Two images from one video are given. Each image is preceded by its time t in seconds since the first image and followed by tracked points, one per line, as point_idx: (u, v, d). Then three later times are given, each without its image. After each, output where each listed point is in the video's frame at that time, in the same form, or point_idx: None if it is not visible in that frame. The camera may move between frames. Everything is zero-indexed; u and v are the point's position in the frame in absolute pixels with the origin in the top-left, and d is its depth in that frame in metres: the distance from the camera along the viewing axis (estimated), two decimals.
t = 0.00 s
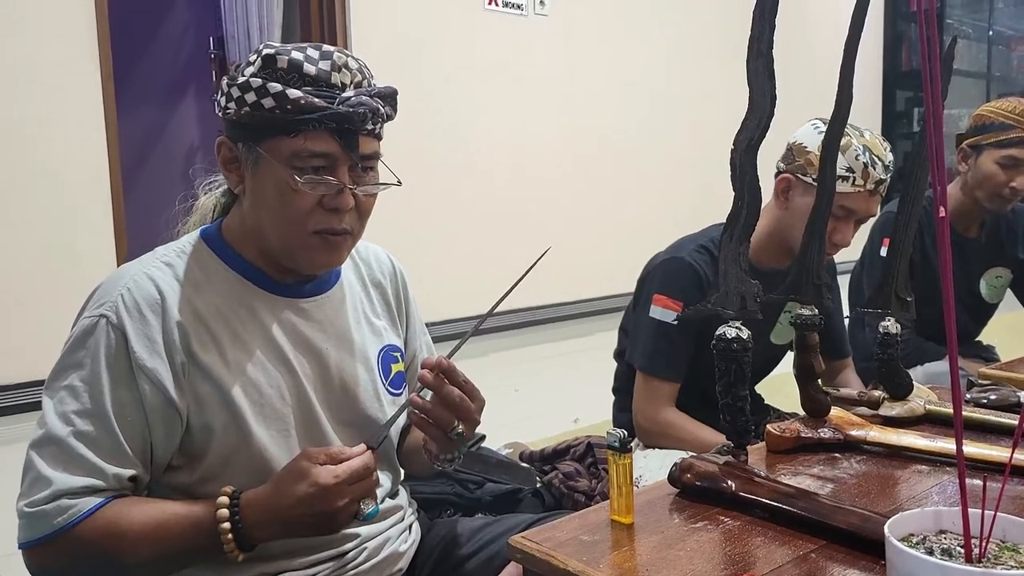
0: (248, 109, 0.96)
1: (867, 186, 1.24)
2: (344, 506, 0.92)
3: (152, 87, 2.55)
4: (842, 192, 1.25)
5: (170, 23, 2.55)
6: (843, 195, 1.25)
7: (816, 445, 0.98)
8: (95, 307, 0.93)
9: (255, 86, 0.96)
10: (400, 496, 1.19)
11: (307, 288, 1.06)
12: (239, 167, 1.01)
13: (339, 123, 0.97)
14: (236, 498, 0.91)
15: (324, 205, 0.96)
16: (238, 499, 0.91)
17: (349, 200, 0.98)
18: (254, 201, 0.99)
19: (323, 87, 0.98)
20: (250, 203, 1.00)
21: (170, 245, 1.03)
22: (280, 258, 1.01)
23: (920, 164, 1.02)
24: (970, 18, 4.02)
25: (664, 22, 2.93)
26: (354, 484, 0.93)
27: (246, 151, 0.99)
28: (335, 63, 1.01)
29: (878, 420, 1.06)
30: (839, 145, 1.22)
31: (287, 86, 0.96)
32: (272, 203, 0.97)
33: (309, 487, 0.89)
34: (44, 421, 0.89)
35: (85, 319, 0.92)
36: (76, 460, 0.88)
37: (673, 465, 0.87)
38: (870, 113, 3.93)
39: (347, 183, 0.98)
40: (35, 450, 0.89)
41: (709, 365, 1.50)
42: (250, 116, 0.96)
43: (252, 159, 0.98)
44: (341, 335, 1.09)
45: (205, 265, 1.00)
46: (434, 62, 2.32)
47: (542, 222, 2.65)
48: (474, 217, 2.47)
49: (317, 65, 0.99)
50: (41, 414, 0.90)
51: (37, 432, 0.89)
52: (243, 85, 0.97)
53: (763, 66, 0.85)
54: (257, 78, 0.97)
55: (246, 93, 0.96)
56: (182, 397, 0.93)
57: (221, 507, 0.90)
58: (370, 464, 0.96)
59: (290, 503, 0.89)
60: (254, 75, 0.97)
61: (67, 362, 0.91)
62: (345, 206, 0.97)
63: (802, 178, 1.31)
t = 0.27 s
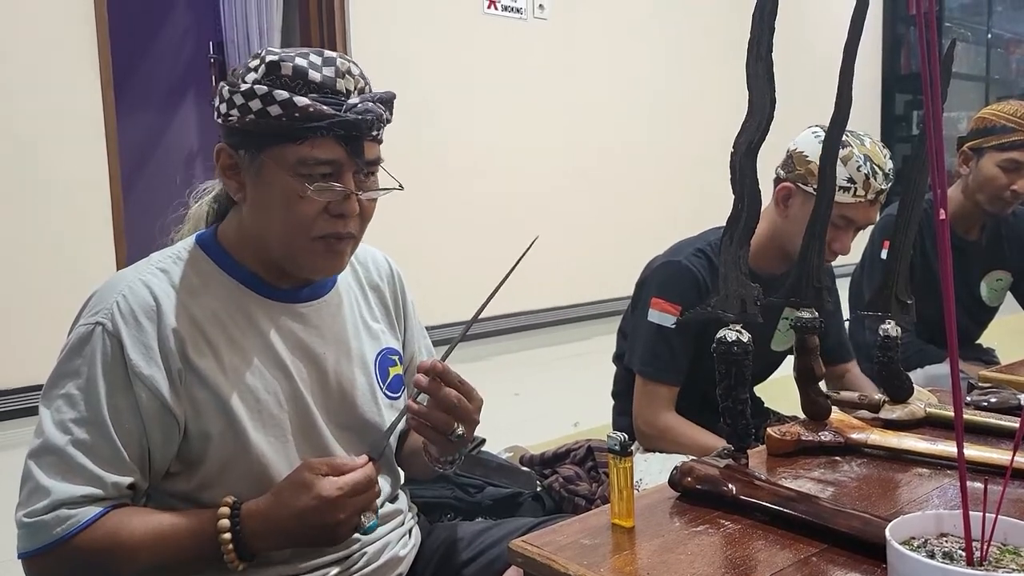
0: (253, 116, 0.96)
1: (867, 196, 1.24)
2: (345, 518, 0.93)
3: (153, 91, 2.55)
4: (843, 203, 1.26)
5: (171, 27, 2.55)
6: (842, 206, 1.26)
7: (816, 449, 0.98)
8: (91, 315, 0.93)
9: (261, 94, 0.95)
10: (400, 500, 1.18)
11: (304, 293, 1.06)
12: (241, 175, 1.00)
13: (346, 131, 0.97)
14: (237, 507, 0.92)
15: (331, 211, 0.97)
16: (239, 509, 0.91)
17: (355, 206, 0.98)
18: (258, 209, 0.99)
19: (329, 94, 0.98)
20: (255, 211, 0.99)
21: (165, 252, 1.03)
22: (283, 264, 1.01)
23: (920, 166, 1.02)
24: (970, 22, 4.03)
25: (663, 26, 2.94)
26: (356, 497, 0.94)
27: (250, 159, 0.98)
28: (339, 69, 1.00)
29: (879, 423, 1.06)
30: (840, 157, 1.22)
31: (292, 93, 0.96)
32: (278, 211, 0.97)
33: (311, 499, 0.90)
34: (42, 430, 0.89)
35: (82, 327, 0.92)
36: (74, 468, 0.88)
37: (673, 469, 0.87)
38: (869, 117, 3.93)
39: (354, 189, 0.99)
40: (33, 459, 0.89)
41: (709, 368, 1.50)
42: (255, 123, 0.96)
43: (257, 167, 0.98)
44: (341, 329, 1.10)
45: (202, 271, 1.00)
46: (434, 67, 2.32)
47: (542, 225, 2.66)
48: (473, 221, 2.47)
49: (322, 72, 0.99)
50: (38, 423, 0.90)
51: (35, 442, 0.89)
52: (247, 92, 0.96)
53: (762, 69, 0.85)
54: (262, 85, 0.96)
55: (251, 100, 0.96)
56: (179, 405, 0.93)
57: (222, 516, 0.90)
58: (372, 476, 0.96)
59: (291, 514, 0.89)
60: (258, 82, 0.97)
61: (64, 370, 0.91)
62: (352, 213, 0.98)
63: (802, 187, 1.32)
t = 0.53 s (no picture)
0: (265, 121, 0.95)
1: (867, 200, 1.24)
2: (347, 536, 0.93)
3: (153, 94, 2.55)
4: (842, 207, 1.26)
5: (170, 30, 2.55)
6: (842, 209, 1.26)
7: (817, 450, 0.98)
8: (86, 321, 0.93)
9: (271, 98, 0.94)
10: (400, 502, 1.18)
11: (305, 295, 1.06)
12: (247, 181, 0.99)
13: (358, 131, 0.97)
14: (241, 523, 0.92)
15: (343, 211, 0.97)
16: (243, 526, 0.91)
17: (365, 205, 0.99)
18: (267, 213, 0.98)
19: (337, 96, 0.98)
20: (263, 215, 0.98)
21: (160, 255, 1.02)
22: (291, 268, 1.01)
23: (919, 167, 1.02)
24: (969, 23, 4.03)
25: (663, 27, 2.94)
26: (359, 514, 0.94)
27: (258, 165, 0.97)
28: (341, 70, 1.00)
29: (879, 425, 1.06)
30: (839, 161, 1.23)
31: (302, 96, 0.95)
32: (290, 214, 0.96)
33: (314, 518, 0.90)
34: (39, 438, 0.89)
35: (77, 333, 0.92)
36: (72, 476, 0.88)
37: (673, 471, 0.87)
38: (869, 118, 3.93)
39: (363, 188, 0.99)
40: (30, 468, 0.89)
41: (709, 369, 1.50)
42: (267, 129, 0.95)
43: (265, 171, 0.96)
44: (342, 327, 1.10)
45: (194, 272, 0.99)
46: (433, 69, 2.32)
47: (542, 228, 2.66)
48: (473, 223, 2.47)
49: (327, 74, 0.99)
50: (35, 431, 0.90)
51: (33, 450, 0.89)
52: (256, 97, 0.95)
53: (762, 71, 0.85)
54: (270, 89, 0.95)
55: (261, 105, 0.94)
56: (176, 410, 0.93)
57: (225, 533, 0.90)
58: (375, 493, 0.97)
59: (294, 533, 0.90)
60: (265, 87, 0.96)
61: (60, 377, 0.91)
62: (361, 211, 0.99)
63: (802, 190, 1.32)
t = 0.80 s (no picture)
0: (263, 123, 0.94)
1: (868, 203, 1.24)
2: (350, 545, 0.94)
3: (153, 96, 2.56)
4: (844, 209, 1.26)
5: (171, 33, 2.56)
6: (843, 212, 1.26)
7: (818, 453, 0.98)
8: (83, 324, 0.92)
9: (269, 99, 0.93)
10: (401, 504, 1.18)
11: (306, 294, 1.06)
12: (247, 183, 0.98)
13: (356, 130, 0.98)
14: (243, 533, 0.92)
15: (343, 211, 0.98)
16: (246, 536, 0.91)
17: (365, 204, 1.00)
18: (266, 215, 0.98)
19: (334, 95, 0.97)
20: (262, 216, 0.98)
21: (157, 258, 1.02)
22: (291, 269, 1.01)
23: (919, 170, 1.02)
24: (969, 25, 4.03)
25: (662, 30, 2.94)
26: (362, 522, 0.95)
27: (256, 166, 0.97)
28: (337, 69, 1.00)
29: (880, 427, 1.06)
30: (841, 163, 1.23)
31: (300, 97, 0.95)
32: (289, 215, 0.97)
33: (317, 526, 0.91)
34: (38, 443, 0.89)
35: (73, 337, 0.92)
36: (72, 481, 0.88)
37: (674, 473, 0.87)
38: (869, 120, 3.93)
39: (362, 186, 1.00)
40: (30, 474, 0.88)
41: (710, 372, 1.50)
42: (265, 130, 0.94)
43: (264, 173, 0.96)
44: (341, 328, 1.10)
45: (190, 275, 0.99)
46: (433, 73, 2.33)
47: (542, 230, 2.66)
48: (473, 226, 2.47)
49: (323, 73, 0.98)
50: (33, 436, 0.89)
51: (31, 456, 0.89)
52: (253, 99, 0.94)
53: (762, 74, 0.85)
54: (267, 90, 0.95)
55: (258, 106, 0.94)
56: (175, 413, 0.93)
57: (228, 543, 0.90)
58: (377, 500, 0.97)
59: (297, 541, 0.91)
60: (261, 88, 0.95)
61: (58, 382, 0.90)
62: (360, 210, 0.99)
63: (803, 192, 1.32)
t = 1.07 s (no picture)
0: (260, 123, 0.93)
1: (867, 204, 1.24)
2: (343, 552, 0.92)
3: (152, 100, 2.56)
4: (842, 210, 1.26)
5: (169, 38, 2.56)
6: (843, 212, 1.25)
7: (820, 454, 0.97)
8: (76, 333, 0.92)
9: (266, 100, 0.93)
10: (402, 507, 1.18)
11: (304, 293, 1.05)
12: (245, 185, 0.97)
13: (353, 126, 0.98)
14: (236, 542, 0.91)
15: (342, 209, 0.98)
16: (237, 546, 0.90)
17: (363, 199, 1.00)
18: (265, 217, 0.97)
19: (328, 92, 0.97)
20: (261, 218, 0.98)
21: (149, 264, 1.01)
22: (289, 270, 1.01)
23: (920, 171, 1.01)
24: (969, 27, 4.04)
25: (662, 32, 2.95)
26: (355, 527, 0.93)
27: (254, 168, 0.96)
28: (329, 66, 0.99)
29: (882, 428, 1.05)
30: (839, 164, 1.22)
31: (296, 95, 0.94)
32: (289, 214, 0.96)
33: (308, 535, 0.89)
34: (32, 454, 0.89)
35: (66, 346, 0.92)
36: (66, 491, 0.88)
37: (675, 475, 0.87)
38: (869, 122, 3.93)
39: (359, 180, 1.00)
40: (25, 485, 0.89)
41: (710, 373, 1.50)
42: (263, 131, 0.94)
43: (263, 174, 0.96)
44: (335, 331, 1.08)
45: (185, 281, 0.98)
46: (433, 74, 2.33)
47: (543, 232, 2.66)
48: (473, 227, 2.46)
49: (316, 71, 0.98)
50: (28, 447, 0.89)
51: (26, 467, 0.89)
52: (249, 99, 0.93)
53: (762, 74, 0.85)
54: (262, 90, 0.94)
55: (255, 107, 0.93)
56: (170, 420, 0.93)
57: (219, 554, 0.89)
58: (371, 504, 0.95)
59: (288, 550, 0.89)
60: (256, 88, 0.94)
61: (51, 392, 0.90)
62: (359, 206, 0.99)
63: (802, 193, 1.32)
